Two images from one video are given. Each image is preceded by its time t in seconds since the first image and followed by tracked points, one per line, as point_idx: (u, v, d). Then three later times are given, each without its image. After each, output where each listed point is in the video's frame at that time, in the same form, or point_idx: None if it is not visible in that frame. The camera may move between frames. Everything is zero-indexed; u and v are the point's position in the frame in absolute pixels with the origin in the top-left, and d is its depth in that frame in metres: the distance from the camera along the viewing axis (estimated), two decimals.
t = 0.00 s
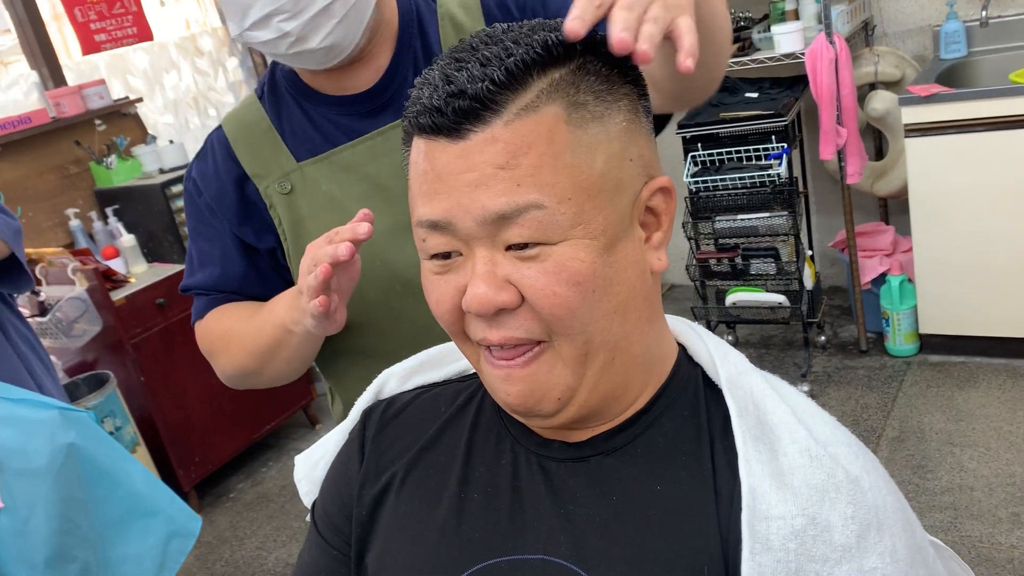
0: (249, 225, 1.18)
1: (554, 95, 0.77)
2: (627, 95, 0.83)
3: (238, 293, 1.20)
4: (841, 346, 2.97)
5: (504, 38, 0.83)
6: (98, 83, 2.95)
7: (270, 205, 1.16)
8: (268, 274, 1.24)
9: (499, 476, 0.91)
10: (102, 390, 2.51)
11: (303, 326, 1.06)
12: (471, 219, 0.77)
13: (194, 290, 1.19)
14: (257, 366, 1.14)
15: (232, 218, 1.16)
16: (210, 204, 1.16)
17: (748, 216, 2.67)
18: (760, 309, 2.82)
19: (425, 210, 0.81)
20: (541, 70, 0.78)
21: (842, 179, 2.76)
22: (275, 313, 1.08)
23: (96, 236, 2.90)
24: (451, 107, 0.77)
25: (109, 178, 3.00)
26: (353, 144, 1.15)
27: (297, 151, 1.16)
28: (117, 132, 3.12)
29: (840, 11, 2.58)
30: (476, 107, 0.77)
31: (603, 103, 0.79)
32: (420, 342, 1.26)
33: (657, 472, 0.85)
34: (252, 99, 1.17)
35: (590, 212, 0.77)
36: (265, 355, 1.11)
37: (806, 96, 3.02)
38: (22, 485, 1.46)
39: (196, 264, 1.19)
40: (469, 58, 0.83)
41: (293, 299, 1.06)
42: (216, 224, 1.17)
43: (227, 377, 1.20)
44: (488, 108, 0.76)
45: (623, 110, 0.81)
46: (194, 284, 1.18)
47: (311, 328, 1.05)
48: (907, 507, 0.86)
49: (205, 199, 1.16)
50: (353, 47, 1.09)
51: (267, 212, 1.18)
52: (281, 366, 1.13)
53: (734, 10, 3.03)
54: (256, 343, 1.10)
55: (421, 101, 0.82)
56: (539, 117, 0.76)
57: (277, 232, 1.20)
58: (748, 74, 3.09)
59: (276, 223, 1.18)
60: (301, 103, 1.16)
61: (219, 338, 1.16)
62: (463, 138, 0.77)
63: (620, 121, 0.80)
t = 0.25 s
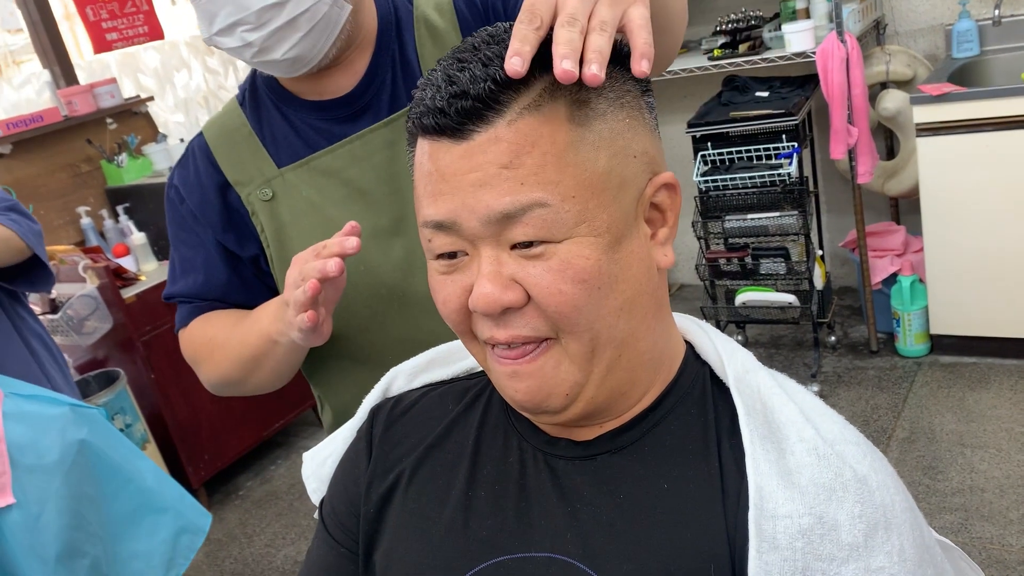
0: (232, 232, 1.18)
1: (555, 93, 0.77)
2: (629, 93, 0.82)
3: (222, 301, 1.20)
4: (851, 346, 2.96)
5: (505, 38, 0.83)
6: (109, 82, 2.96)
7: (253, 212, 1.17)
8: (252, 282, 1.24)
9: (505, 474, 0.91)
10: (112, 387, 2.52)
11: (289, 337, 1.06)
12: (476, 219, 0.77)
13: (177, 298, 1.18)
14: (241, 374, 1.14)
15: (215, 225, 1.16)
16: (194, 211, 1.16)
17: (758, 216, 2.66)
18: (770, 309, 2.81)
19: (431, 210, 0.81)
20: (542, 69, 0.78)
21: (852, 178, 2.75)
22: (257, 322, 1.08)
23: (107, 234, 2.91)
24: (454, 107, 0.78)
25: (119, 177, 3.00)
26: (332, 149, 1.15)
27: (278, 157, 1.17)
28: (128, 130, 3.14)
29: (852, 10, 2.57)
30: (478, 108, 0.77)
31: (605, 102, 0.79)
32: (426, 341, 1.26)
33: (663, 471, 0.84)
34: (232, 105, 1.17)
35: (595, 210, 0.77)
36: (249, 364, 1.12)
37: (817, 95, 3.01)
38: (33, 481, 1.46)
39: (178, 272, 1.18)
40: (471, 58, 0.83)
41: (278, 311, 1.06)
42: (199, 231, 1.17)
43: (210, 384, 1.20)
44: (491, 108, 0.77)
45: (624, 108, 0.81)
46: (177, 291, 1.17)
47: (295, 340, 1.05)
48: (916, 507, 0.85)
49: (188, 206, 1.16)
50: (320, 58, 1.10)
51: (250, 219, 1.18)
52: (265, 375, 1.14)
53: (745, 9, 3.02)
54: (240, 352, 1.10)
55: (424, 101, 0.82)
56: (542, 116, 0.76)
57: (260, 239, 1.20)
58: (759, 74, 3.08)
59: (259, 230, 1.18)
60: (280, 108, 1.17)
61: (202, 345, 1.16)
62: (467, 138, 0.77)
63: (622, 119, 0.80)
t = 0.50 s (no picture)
0: (240, 227, 1.18)
1: (555, 91, 0.77)
2: (629, 89, 0.82)
3: (228, 297, 1.19)
4: (856, 347, 2.95)
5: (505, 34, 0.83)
6: (115, 81, 2.97)
7: (259, 208, 1.17)
8: (260, 279, 1.23)
9: (507, 472, 0.91)
10: (117, 386, 2.52)
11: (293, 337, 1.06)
12: (477, 217, 0.77)
13: (184, 293, 1.18)
14: (246, 371, 1.14)
15: (223, 220, 1.16)
16: (202, 205, 1.16)
17: (762, 216, 2.65)
18: (775, 310, 2.80)
19: (432, 208, 0.80)
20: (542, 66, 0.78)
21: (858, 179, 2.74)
22: (264, 320, 1.08)
23: (111, 233, 2.91)
24: (454, 106, 0.77)
25: (125, 176, 3.00)
26: (339, 145, 1.15)
27: (286, 154, 1.17)
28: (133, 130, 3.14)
29: (857, 10, 2.56)
30: (478, 105, 0.76)
31: (605, 98, 0.79)
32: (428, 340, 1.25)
33: (665, 468, 0.84)
34: (241, 100, 1.17)
35: (595, 207, 0.77)
36: (253, 362, 1.12)
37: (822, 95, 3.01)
38: (36, 479, 1.46)
39: (185, 266, 1.19)
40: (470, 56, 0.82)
41: (286, 310, 1.06)
42: (206, 226, 1.17)
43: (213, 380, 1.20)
44: (491, 106, 0.76)
45: (625, 105, 0.80)
46: (184, 286, 1.18)
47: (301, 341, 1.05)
48: (919, 506, 0.84)
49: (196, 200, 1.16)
50: (328, 51, 1.11)
51: (257, 214, 1.18)
52: (270, 374, 1.14)
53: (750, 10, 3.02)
54: (245, 350, 1.11)
55: (424, 99, 0.82)
56: (542, 114, 0.76)
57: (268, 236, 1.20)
58: (764, 74, 3.07)
59: (267, 227, 1.18)
60: (289, 103, 1.17)
61: (207, 341, 1.16)
62: (468, 136, 0.77)
63: (623, 115, 0.80)
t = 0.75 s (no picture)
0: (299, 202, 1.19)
1: (553, 95, 0.78)
2: (626, 94, 0.83)
3: (285, 270, 1.20)
4: (857, 349, 2.95)
5: (503, 40, 0.83)
6: (117, 84, 2.97)
7: (317, 185, 1.17)
8: (317, 254, 1.24)
9: (506, 473, 0.91)
10: (119, 388, 2.53)
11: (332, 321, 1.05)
12: (474, 219, 0.78)
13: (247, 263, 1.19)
14: (292, 346, 1.14)
15: (285, 196, 1.17)
16: (266, 178, 1.17)
17: (763, 218, 2.65)
18: (776, 312, 2.80)
19: (430, 211, 0.81)
20: (540, 71, 0.79)
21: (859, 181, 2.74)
22: (312, 293, 1.09)
23: (113, 236, 2.94)
24: (452, 109, 0.78)
25: (127, 178, 3.01)
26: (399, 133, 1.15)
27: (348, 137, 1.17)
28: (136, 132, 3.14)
29: (858, 11, 2.57)
30: (476, 109, 0.77)
31: (602, 103, 0.80)
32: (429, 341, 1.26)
33: (662, 470, 0.84)
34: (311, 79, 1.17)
35: (591, 210, 0.77)
36: (299, 338, 1.12)
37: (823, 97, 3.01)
38: (39, 480, 1.47)
39: (248, 238, 1.19)
40: (470, 62, 0.83)
41: (327, 293, 1.05)
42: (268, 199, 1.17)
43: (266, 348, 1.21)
44: (489, 110, 0.77)
45: (622, 109, 0.81)
46: (247, 256, 1.19)
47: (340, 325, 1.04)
48: (917, 508, 0.85)
49: (261, 173, 1.17)
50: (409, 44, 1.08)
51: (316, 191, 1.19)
52: (316, 349, 1.13)
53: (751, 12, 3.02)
54: (291, 326, 1.11)
55: (423, 104, 0.83)
56: (539, 118, 0.77)
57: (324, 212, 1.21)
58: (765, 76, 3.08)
59: (323, 202, 1.18)
60: (355, 87, 1.15)
61: (261, 310, 1.16)
62: (465, 140, 0.78)
63: (620, 119, 0.80)
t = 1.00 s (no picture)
0: (364, 176, 1.23)
1: (544, 106, 0.76)
2: (620, 100, 0.81)
3: (349, 240, 1.28)
4: (857, 349, 2.95)
5: (493, 48, 0.81)
6: (117, 85, 2.97)
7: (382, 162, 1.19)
8: (382, 228, 1.28)
9: (506, 476, 0.91)
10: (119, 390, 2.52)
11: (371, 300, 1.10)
12: (469, 233, 0.77)
13: (319, 227, 1.29)
14: (346, 316, 1.21)
15: (352, 169, 1.22)
16: (338, 149, 1.22)
17: (763, 219, 2.64)
18: (776, 313, 2.81)
19: (426, 224, 0.80)
20: (531, 81, 0.77)
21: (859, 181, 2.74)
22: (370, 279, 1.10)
23: (113, 237, 2.95)
24: (443, 123, 0.76)
25: (127, 180, 3.02)
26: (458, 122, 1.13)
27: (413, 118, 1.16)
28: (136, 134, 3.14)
29: (857, 12, 2.57)
30: (466, 123, 0.76)
31: (595, 112, 0.78)
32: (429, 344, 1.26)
33: (661, 473, 0.84)
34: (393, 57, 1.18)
35: (586, 220, 0.77)
36: (350, 311, 1.18)
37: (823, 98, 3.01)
38: (40, 483, 1.47)
39: (324, 204, 1.28)
40: (458, 71, 0.81)
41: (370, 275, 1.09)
42: (338, 170, 1.23)
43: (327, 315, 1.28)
44: (480, 123, 0.75)
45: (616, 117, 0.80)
46: (318, 222, 1.28)
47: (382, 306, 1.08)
48: (916, 507, 0.85)
49: (337, 142, 1.22)
50: (484, 23, 1.07)
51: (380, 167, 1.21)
52: (365, 322, 1.19)
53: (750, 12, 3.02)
54: (345, 297, 1.17)
55: (414, 116, 0.81)
56: (532, 130, 0.75)
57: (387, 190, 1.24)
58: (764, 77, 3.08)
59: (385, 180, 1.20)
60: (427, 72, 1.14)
61: (325, 275, 1.24)
62: (458, 153, 0.76)
63: (614, 127, 0.80)
